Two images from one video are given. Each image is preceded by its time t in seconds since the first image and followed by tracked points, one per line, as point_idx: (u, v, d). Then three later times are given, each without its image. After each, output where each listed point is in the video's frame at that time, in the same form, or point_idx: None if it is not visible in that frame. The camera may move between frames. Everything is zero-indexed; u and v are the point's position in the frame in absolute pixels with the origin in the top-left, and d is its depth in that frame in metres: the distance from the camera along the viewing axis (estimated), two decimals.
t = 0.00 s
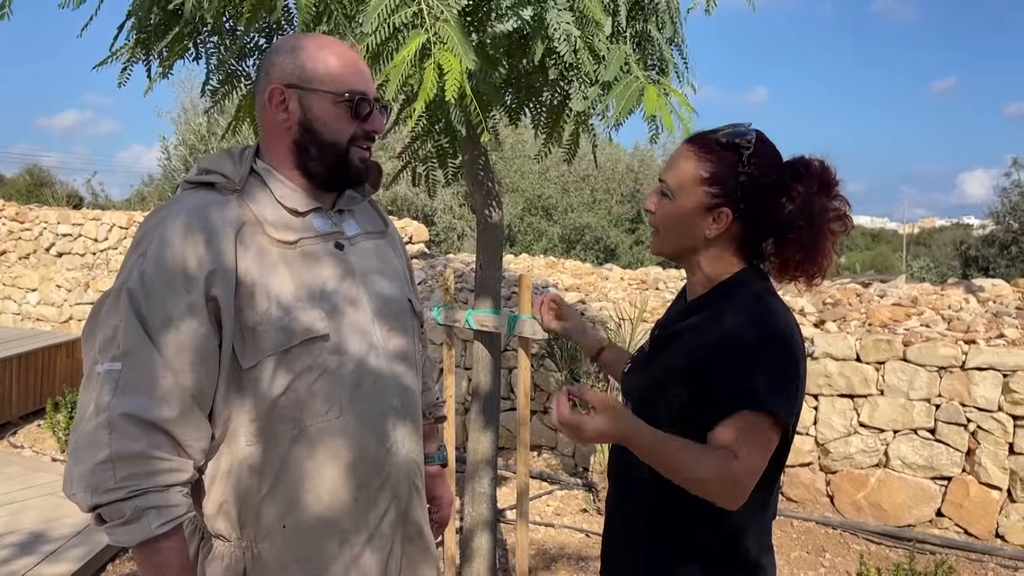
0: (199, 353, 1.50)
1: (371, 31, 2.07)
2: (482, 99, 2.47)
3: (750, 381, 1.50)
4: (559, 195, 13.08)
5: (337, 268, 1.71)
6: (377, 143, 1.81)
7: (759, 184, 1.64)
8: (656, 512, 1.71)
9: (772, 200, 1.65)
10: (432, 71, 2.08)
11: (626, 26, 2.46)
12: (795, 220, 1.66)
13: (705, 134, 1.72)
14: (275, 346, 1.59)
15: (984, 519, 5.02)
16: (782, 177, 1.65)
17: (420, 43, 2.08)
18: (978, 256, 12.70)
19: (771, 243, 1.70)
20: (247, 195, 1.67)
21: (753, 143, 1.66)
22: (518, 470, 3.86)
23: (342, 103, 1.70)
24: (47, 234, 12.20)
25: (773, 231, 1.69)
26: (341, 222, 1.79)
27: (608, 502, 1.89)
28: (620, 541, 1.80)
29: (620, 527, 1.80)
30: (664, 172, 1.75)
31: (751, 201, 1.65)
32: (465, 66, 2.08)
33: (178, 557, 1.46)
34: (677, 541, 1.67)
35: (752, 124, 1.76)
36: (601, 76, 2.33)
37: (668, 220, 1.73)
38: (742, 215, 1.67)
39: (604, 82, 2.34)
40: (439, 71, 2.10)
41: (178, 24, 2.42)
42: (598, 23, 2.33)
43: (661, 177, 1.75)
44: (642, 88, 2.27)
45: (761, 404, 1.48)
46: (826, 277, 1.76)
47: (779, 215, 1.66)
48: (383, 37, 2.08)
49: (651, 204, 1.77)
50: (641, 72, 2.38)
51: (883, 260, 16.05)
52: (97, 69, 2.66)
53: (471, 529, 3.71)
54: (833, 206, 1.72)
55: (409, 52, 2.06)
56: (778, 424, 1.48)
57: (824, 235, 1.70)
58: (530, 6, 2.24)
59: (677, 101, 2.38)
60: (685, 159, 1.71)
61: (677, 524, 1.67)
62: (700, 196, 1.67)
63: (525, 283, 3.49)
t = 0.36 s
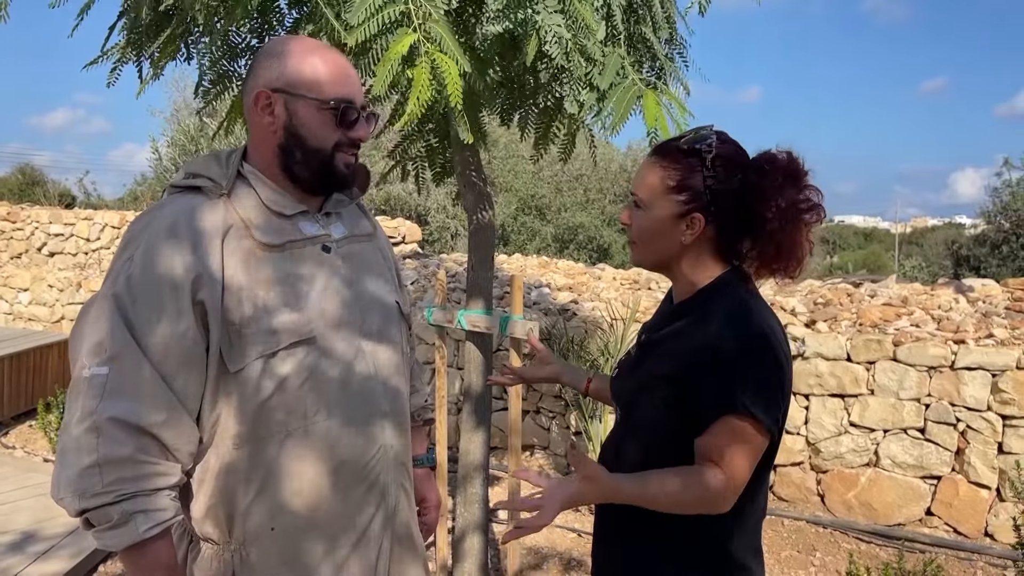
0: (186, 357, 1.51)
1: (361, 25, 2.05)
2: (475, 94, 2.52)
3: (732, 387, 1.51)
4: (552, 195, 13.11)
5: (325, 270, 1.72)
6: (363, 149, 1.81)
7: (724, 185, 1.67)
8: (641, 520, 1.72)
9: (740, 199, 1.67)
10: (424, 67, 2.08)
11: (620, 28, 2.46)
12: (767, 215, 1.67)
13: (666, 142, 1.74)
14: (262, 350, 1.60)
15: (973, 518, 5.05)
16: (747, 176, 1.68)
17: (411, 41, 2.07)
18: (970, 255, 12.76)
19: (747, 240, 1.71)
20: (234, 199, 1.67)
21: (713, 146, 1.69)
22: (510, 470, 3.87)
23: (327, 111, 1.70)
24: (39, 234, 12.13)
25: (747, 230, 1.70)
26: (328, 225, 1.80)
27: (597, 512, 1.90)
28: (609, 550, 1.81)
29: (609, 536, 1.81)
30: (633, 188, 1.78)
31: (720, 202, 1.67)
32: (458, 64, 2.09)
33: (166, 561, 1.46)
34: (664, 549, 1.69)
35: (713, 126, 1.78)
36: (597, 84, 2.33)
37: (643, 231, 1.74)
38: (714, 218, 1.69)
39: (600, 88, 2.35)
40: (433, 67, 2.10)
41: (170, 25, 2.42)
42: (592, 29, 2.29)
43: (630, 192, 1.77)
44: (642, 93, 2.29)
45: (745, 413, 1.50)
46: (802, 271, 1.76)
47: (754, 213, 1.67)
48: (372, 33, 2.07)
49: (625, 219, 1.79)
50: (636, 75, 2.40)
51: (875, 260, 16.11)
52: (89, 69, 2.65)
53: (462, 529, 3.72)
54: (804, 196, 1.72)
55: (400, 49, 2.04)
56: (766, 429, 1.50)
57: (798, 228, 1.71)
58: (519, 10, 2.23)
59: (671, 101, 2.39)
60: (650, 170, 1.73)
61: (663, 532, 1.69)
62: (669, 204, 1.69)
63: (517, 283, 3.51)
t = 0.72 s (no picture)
0: (175, 358, 1.50)
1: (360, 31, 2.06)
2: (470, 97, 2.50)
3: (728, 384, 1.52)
4: (546, 194, 13.12)
5: (314, 273, 1.72)
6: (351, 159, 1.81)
7: (745, 188, 1.66)
8: (632, 518, 1.73)
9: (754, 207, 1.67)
10: (427, 73, 2.08)
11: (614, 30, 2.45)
12: (777, 230, 1.68)
13: (696, 136, 1.73)
14: (251, 352, 1.60)
15: (964, 517, 5.08)
16: (767, 186, 1.68)
17: (411, 47, 2.07)
18: (962, 255, 12.81)
19: (749, 251, 1.72)
20: (223, 199, 1.66)
21: (743, 149, 1.68)
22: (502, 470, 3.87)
23: (316, 120, 1.69)
24: (30, 233, 12.06)
25: (753, 242, 1.71)
26: (318, 227, 1.80)
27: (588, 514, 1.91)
28: (599, 551, 1.81)
29: (600, 535, 1.82)
30: (652, 169, 1.76)
31: (735, 206, 1.67)
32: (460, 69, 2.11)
33: (154, 562, 1.46)
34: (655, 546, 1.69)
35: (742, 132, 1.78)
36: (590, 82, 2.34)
37: (650, 215, 1.73)
38: (724, 219, 1.69)
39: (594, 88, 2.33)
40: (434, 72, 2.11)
41: (162, 25, 2.41)
42: (586, 30, 2.30)
43: (649, 174, 1.76)
44: (633, 93, 2.27)
45: (740, 410, 1.50)
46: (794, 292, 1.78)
47: (767, 227, 1.68)
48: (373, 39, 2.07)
49: (636, 199, 1.78)
50: (629, 76, 2.38)
51: (868, 259, 16.17)
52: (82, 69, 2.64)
53: (455, 528, 3.72)
54: (815, 222, 1.74)
55: (400, 57, 2.04)
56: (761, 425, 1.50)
57: (803, 250, 1.73)
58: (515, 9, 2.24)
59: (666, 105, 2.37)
60: (676, 156, 1.72)
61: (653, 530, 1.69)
62: (687, 193, 1.68)
63: (509, 283, 3.50)
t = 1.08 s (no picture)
0: (161, 361, 1.49)
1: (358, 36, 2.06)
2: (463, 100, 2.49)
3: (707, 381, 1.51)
4: (540, 194, 13.12)
5: (300, 275, 1.71)
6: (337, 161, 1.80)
7: (737, 182, 1.67)
8: (613, 527, 1.72)
9: (745, 205, 1.67)
10: (427, 78, 2.10)
11: (603, 33, 2.46)
12: (768, 231, 1.69)
13: (692, 135, 1.76)
14: (236, 355, 1.59)
15: (955, 517, 5.09)
16: (759, 185, 1.68)
17: (410, 53, 2.08)
18: (956, 255, 12.85)
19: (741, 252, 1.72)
20: (210, 201, 1.66)
21: (735, 147, 1.71)
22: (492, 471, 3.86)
23: (302, 123, 1.68)
24: (23, 234, 12.00)
25: (744, 242, 1.71)
26: (305, 230, 1.79)
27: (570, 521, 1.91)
28: (582, 560, 1.81)
29: (582, 544, 1.82)
30: (650, 164, 1.78)
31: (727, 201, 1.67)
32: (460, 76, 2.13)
33: (137, 566, 1.44)
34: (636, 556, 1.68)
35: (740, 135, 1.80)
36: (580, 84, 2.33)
37: (643, 207, 1.74)
38: (714, 214, 1.68)
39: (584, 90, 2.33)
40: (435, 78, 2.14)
41: (152, 25, 2.40)
42: (576, 32, 2.32)
43: (647, 168, 1.78)
44: (620, 95, 2.27)
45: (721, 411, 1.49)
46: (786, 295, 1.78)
47: (758, 225, 1.68)
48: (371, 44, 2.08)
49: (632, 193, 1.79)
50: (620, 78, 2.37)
51: (863, 259, 16.20)
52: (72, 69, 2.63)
53: (446, 529, 3.71)
54: (811, 226, 1.73)
55: (400, 64, 2.05)
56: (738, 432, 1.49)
57: (794, 253, 1.72)
58: (507, 11, 2.25)
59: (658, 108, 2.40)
60: (672, 150, 1.74)
61: (634, 539, 1.69)
62: (678, 185, 1.69)
63: (500, 284, 3.50)
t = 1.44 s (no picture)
0: (151, 358, 1.49)
1: (349, 32, 2.05)
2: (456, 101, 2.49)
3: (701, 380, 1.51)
4: (536, 194, 13.13)
5: (291, 273, 1.71)
6: (329, 155, 1.80)
7: (696, 172, 1.66)
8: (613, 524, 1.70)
9: (710, 193, 1.67)
10: (419, 73, 2.08)
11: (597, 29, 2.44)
12: (737, 212, 1.67)
13: (646, 135, 1.77)
14: (227, 352, 1.58)
15: (950, 516, 5.10)
16: (721, 170, 1.67)
17: (401, 48, 2.06)
18: (951, 255, 12.88)
19: (719, 240, 1.71)
20: (201, 200, 1.65)
21: (691, 137, 1.70)
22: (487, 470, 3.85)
23: (292, 118, 1.68)
24: (17, 233, 11.94)
25: (718, 228, 1.70)
26: (295, 227, 1.79)
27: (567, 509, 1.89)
28: (579, 552, 1.79)
29: (580, 538, 1.79)
30: (612, 174, 1.80)
31: (690, 193, 1.67)
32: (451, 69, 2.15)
33: (127, 564, 1.44)
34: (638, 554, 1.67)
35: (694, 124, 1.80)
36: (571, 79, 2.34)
37: (614, 215, 1.76)
38: (684, 208, 1.68)
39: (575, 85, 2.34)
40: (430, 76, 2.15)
41: (146, 24, 2.38)
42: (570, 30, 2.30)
43: (608, 180, 1.80)
44: (609, 92, 2.27)
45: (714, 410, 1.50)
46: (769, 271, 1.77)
47: (722, 211, 1.67)
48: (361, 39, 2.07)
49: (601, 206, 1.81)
50: (612, 75, 2.38)
51: (858, 259, 16.23)
52: (65, 67, 2.61)
53: (441, 529, 3.70)
54: (778, 202, 1.72)
55: (392, 58, 2.03)
56: (744, 422, 1.50)
57: (766, 230, 1.71)
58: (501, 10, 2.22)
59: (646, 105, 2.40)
60: (628, 157, 1.76)
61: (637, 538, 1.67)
62: (642, 188, 1.70)
63: (495, 283, 3.49)
